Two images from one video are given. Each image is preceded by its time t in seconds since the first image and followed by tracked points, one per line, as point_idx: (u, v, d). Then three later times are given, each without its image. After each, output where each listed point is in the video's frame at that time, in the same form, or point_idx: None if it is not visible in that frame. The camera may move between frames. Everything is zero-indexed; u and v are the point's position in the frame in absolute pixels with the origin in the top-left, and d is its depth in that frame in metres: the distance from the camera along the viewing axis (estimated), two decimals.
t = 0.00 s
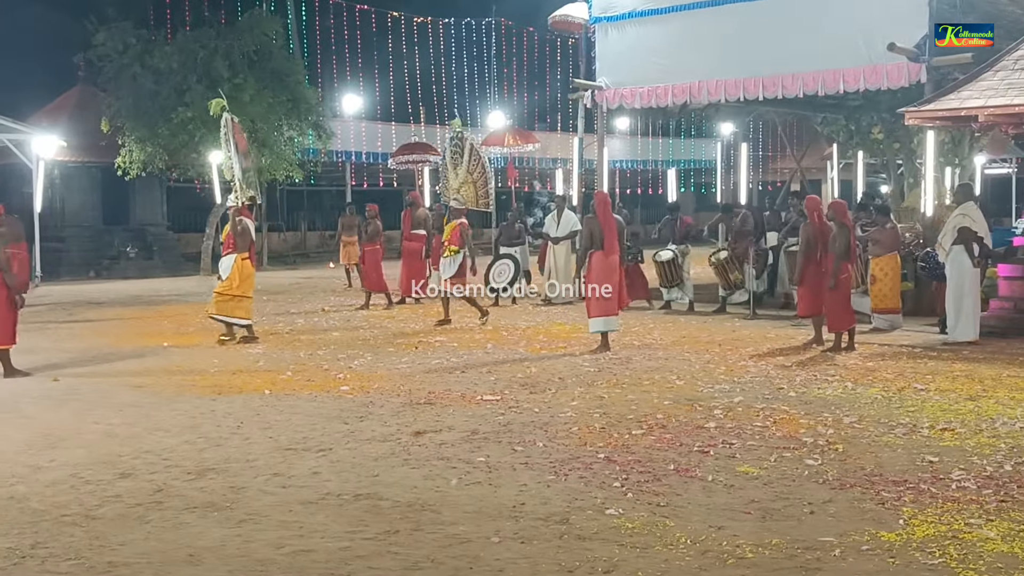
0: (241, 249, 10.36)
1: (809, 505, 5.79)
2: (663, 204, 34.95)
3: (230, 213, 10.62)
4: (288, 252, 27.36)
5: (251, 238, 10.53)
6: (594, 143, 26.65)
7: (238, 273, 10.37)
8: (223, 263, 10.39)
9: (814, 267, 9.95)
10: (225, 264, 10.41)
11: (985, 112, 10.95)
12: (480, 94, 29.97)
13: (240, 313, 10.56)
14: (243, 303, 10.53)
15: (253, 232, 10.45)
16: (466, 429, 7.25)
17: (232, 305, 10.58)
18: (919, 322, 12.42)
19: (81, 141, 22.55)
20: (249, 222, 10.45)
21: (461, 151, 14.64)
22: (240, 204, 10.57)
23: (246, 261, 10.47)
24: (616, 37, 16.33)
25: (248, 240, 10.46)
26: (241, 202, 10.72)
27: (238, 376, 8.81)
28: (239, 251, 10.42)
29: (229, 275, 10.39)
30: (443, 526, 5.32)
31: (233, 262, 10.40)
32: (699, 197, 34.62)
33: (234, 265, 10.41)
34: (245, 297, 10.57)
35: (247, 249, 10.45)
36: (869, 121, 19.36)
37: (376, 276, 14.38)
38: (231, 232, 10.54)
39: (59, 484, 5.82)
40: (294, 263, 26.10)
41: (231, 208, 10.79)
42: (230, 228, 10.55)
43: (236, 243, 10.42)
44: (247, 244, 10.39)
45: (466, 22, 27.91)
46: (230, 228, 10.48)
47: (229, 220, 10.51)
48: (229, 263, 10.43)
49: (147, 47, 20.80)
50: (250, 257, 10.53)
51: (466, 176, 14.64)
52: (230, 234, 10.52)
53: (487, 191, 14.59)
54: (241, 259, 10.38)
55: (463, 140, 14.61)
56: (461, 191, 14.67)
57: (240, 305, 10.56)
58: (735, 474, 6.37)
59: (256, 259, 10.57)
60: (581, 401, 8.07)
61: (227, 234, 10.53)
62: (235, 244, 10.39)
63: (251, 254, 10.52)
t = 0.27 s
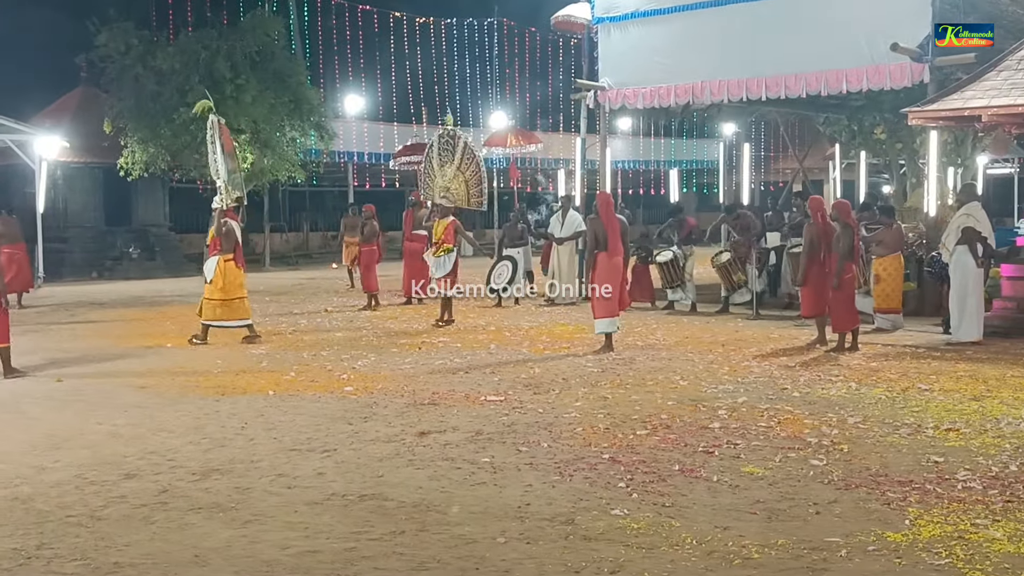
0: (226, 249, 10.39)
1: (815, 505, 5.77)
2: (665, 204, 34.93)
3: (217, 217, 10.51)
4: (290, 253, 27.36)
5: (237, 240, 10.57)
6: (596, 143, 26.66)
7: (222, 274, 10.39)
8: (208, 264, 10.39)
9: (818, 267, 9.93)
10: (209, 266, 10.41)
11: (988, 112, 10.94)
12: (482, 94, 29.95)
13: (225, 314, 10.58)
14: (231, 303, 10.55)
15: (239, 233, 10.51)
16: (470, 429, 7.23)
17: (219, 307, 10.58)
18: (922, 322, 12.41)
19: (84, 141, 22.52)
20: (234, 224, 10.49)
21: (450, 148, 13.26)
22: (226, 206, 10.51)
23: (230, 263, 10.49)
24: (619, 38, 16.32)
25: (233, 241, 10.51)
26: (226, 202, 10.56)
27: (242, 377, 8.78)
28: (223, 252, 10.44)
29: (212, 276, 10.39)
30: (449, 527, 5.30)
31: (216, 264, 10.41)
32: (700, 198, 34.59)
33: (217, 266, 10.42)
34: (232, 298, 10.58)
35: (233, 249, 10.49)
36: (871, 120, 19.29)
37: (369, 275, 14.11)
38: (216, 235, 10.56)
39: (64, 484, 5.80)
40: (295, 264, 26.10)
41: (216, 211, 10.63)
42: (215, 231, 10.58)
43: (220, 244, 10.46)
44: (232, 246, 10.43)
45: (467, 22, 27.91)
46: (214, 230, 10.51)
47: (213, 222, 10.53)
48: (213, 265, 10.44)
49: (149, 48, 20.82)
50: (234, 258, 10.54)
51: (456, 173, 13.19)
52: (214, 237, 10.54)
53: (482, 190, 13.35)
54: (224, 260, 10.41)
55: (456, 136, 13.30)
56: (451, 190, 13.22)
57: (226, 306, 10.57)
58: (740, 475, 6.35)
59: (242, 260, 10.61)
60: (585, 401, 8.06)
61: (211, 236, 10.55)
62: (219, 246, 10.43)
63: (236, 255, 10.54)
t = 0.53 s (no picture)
0: (210, 250, 10.30)
1: (818, 507, 5.76)
2: (670, 205, 34.88)
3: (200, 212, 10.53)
4: (295, 253, 27.40)
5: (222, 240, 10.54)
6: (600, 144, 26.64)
7: (205, 274, 10.27)
8: (191, 264, 10.27)
9: (822, 267, 9.92)
10: (192, 266, 10.28)
11: (992, 112, 10.90)
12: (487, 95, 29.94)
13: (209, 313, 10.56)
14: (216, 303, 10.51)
15: (223, 234, 10.46)
16: (472, 430, 7.24)
17: (204, 306, 10.55)
18: (926, 322, 12.43)
19: (88, 142, 22.58)
20: (220, 224, 10.46)
21: (446, 149, 13.90)
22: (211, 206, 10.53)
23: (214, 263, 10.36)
24: (622, 38, 16.30)
25: (219, 242, 10.45)
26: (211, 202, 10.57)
27: (245, 377, 8.80)
28: (207, 252, 10.33)
29: (196, 277, 10.30)
30: (450, 528, 5.31)
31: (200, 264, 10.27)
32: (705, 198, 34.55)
33: (201, 267, 10.27)
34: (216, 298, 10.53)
35: (217, 250, 10.39)
36: (875, 121, 19.35)
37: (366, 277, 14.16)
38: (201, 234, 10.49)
39: (67, 485, 5.83)
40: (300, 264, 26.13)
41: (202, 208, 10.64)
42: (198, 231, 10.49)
43: (205, 244, 10.38)
44: (216, 246, 10.36)
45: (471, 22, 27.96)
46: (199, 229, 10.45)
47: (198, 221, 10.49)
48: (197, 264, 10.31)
49: (154, 49, 20.90)
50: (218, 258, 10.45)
51: (453, 176, 13.92)
52: (198, 236, 10.48)
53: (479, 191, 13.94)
54: (208, 260, 10.26)
55: (451, 138, 13.81)
56: (444, 192, 13.88)
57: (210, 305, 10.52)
58: (743, 476, 6.35)
59: (226, 260, 10.50)
60: (588, 402, 8.05)
61: (195, 235, 10.47)
62: (204, 246, 10.36)
63: (220, 256, 10.46)
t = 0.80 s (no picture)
0: (204, 250, 10.41)
1: (820, 508, 5.76)
2: (678, 204, 34.80)
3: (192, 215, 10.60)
4: (302, 253, 27.50)
5: (215, 238, 10.58)
6: (606, 144, 26.61)
7: (201, 274, 10.43)
8: (187, 264, 10.45)
9: (828, 267, 9.90)
10: (188, 266, 10.47)
11: (999, 113, 10.84)
12: (493, 95, 29.93)
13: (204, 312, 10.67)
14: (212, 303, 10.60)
15: (216, 233, 10.50)
16: (475, 431, 7.26)
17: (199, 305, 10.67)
18: (932, 322, 12.41)
19: (96, 144, 22.72)
20: (211, 223, 10.49)
21: (446, 148, 13.91)
22: (202, 207, 10.52)
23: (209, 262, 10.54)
24: (628, 38, 16.26)
25: (211, 240, 10.52)
26: (202, 202, 10.59)
27: (251, 377, 8.86)
28: (202, 252, 10.48)
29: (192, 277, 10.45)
30: (452, 529, 5.34)
31: (196, 264, 10.46)
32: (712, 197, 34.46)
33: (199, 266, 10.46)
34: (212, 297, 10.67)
35: (211, 249, 10.52)
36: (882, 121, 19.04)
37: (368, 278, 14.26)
38: (194, 234, 10.55)
39: (72, 486, 5.91)
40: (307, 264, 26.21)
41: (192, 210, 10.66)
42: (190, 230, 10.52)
43: (199, 244, 10.47)
44: (210, 245, 10.46)
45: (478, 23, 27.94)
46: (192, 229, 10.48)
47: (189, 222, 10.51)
48: (193, 264, 10.50)
49: (161, 49, 20.91)
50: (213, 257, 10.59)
51: (453, 177, 13.96)
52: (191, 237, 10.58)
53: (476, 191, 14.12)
54: (204, 260, 10.45)
55: (451, 136, 13.84)
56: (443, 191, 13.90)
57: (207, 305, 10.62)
58: (746, 477, 6.35)
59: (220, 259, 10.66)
60: (591, 403, 8.07)
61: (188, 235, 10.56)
62: (198, 245, 10.45)
63: (214, 255, 10.59)
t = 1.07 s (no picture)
0: (201, 252, 10.66)
1: (828, 509, 5.75)
2: (688, 204, 34.75)
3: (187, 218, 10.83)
4: (312, 254, 27.58)
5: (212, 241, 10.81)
6: (616, 144, 26.61)
7: (199, 275, 10.71)
8: (186, 265, 10.71)
9: (837, 268, 9.86)
10: (187, 268, 10.72)
11: (1009, 112, 10.78)
12: (503, 96, 29.96)
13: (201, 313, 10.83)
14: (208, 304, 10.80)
15: (212, 236, 10.73)
16: (482, 431, 7.28)
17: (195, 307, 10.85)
18: (942, 322, 12.37)
19: (108, 145, 22.84)
20: (207, 227, 10.72)
21: (449, 150, 14.04)
22: (197, 209, 10.79)
23: (207, 264, 10.78)
24: (637, 37, 16.19)
25: (208, 244, 10.75)
26: (199, 204, 10.90)
27: (260, 377, 8.92)
28: (200, 254, 10.73)
29: (190, 278, 10.70)
30: (459, 529, 5.36)
31: (194, 266, 10.71)
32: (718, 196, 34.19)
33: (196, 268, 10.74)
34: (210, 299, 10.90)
35: (208, 252, 10.75)
36: (892, 122, 18.87)
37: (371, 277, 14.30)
38: (190, 237, 10.82)
39: (80, 487, 5.97)
40: (318, 263, 26.29)
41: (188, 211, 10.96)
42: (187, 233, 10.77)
43: (196, 247, 10.71)
44: (206, 248, 10.69)
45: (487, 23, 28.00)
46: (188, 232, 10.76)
47: (186, 225, 10.76)
48: (191, 266, 10.76)
49: (171, 49, 20.99)
50: (210, 259, 10.83)
51: (454, 178, 13.98)
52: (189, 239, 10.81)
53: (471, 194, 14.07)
54: (202, 262, 10.70)
55: (453, 137, 14.03)
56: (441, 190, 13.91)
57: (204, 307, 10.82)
58: (753, 478, 6.34)
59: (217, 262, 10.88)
60: (599, 403, 8.07)
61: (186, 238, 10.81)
62: (195, 248, 10.69)
63: (212, 257, 10.82)
